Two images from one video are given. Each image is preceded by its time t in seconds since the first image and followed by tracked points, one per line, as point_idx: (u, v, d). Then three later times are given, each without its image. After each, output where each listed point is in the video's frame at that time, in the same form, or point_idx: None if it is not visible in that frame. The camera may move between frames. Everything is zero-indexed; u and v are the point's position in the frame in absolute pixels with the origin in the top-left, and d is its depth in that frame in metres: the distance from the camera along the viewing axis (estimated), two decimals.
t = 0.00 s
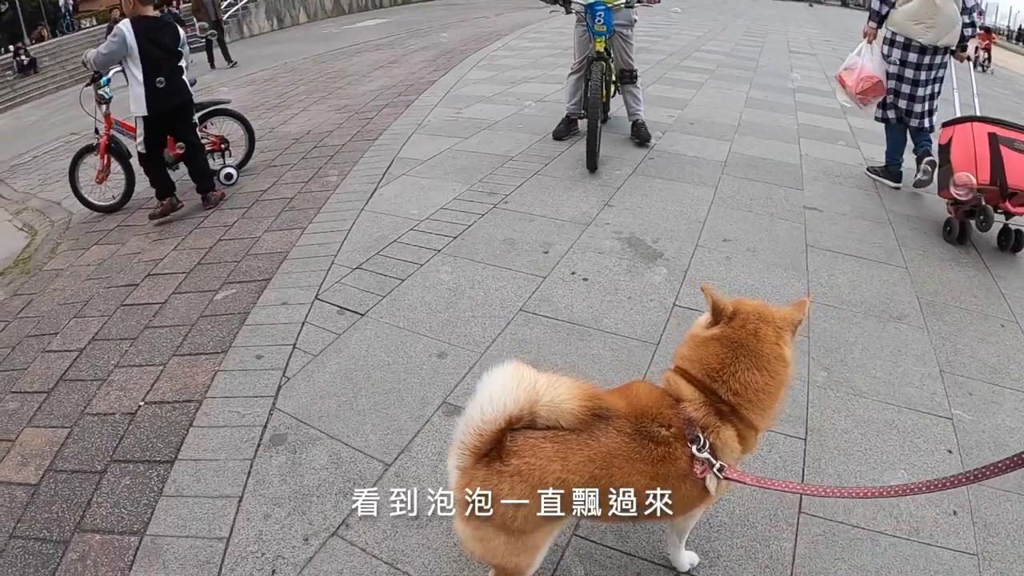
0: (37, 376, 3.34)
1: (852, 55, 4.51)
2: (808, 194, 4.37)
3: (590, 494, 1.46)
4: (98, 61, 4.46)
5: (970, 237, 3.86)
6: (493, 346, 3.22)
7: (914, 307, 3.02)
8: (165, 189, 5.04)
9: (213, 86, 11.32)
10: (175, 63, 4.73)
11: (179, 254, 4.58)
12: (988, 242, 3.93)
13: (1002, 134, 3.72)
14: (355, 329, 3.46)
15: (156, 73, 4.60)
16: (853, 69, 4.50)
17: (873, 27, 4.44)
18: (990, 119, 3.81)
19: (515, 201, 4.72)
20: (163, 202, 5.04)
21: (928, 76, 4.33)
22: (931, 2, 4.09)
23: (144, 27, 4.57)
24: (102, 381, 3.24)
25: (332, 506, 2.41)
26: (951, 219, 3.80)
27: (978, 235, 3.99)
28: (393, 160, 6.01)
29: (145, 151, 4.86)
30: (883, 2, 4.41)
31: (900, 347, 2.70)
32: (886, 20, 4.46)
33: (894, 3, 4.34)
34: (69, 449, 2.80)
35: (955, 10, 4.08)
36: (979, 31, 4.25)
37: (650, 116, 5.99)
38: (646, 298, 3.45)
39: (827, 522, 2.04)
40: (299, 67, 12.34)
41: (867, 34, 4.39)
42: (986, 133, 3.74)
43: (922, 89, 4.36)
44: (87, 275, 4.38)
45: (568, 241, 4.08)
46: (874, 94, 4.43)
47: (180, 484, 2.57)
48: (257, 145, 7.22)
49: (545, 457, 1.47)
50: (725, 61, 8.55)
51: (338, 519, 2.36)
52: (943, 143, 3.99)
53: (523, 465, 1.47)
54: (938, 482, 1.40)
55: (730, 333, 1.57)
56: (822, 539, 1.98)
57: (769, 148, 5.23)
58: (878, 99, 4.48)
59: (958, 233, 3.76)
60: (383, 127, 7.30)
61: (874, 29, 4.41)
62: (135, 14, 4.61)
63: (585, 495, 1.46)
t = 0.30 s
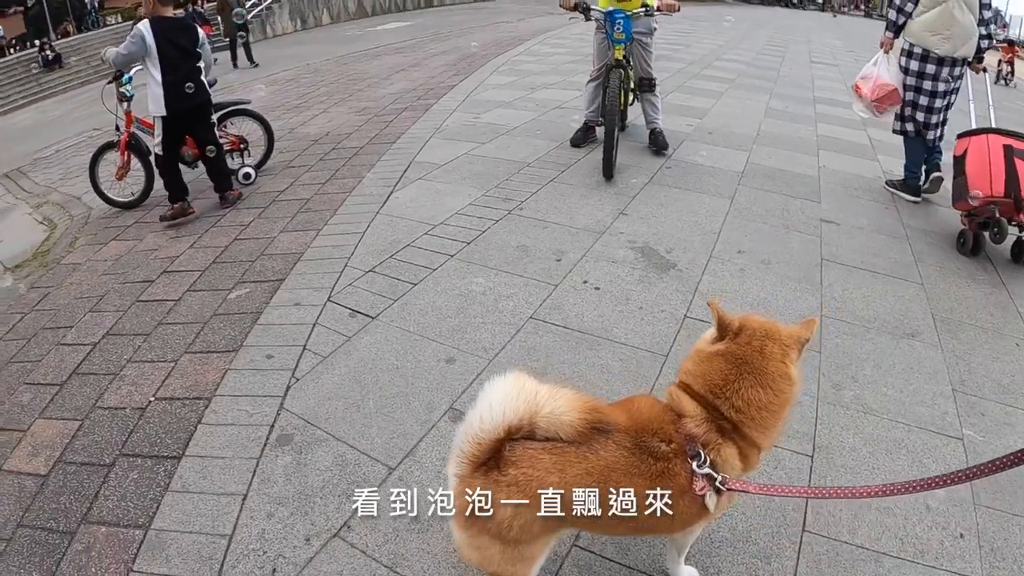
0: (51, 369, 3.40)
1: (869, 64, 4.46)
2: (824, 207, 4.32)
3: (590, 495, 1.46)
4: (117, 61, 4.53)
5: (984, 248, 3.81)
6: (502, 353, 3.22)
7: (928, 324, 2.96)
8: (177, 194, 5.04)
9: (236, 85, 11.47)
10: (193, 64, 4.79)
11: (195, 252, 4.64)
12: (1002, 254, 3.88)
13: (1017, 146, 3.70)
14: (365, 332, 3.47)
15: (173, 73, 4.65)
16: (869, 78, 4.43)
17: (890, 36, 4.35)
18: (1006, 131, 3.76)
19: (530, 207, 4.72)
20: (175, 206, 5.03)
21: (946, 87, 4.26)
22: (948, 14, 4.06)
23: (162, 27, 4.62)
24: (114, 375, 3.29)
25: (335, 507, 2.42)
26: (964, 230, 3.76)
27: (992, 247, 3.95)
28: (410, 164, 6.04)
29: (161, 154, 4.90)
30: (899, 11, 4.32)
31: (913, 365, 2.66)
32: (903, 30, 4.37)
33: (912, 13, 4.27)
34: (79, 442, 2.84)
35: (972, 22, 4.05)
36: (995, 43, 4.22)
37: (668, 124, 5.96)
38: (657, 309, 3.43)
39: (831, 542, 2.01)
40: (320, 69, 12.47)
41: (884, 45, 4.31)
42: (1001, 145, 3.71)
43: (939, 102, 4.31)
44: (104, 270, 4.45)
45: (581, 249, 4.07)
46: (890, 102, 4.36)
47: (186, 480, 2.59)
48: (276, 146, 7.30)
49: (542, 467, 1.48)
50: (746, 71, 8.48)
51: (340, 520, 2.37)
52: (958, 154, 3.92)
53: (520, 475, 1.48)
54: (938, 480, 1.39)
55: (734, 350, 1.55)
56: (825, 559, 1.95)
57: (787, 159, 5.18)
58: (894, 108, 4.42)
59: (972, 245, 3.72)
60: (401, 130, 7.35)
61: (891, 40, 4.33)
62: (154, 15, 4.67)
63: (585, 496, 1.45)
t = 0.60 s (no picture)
0: (66, 361, 3.45)
1: (885, 75, 4.37)
2: (842, 220, 4.26)
3: (590, 501, 1.44)
4: (136, 61, 4.59)
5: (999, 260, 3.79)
6: (512, 360, 3.21)
7: (942, 342, 2.91)
8: (190, 199, 5.05)
9: (260, 86, 11.62)
10: (211, 65, 4.83)
11: (211, 251, 4.70)
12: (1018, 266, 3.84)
13: None
14: (376, 335, 3.49)
15: (191, 73, 4.69)
16: (885, 88, 4.35)
17: (907, 48, 4.31)
18: None
19: (545, 214, 4.72)
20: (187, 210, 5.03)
21: (966, 99, 4.22)
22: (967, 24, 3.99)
23: (181, 28, 4.68)
24: (127, 370, 3.33)
25: (339, 508, 2.43)
26: (979, 243, 3.73)
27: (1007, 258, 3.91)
28: (427, 168, 6.07)
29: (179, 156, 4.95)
30: (916, 22, 4.27)
31: (927, 383, 2.60)
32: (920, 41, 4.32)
33: (929, 24, 4.21)
34: (90, 434, 2.87)
35: (990, 33, 4.00)
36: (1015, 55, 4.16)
37: (687, 134, 5.92)
38: (669, 320, 3.40)
39: (836, 561, 1.97)
40: (342, 71, 12.59)
41: (901, 56, 4.27)
42: (1017, 159, 3.62)
43: (958, 114, 4.25)
44: (122, 266, 4.52)
45: (595, 258, 4.06)
46: (907, 111, 4.29)
47: (193, 476, 2.61)
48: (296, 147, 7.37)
49: (542, 477, 1.47)
50: (767, 81, 8.42)
51: (343, 522, 2.37)
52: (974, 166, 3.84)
53: (520, 485, 1.48)
54: (933, 479, 1.38)
55: (741, 365, 1.54)
56: None
57: (805, 171, 5.12)
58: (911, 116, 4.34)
59: (987, 258, 3.70)
60: (420, 135, 7.38)
61: (908, 50, 4.29)
62: (174, 16, 4.73)
63: (585, 501, 1.44)
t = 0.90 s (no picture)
0: (82, 352, 3.51)
1: (903, 86, 4.37)
2: (862, 233, 4.20)
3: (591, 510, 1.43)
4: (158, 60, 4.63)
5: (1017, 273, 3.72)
6: (523, 365, 3.20)
7: (960, 360, 2.84)
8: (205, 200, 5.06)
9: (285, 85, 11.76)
10: (231, 63, 4.87)
11: (229, 247, 4.75)
12: None
13: None
14: (389, 336, 3.49)
15: (212, 73, 4.74)
16: (902, 98, 4.35)
17: (926, 59, 4.24)
18: None
19: (563, 220, 4.70)
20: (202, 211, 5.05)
21: (988, 112, 4.14)
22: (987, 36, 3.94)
23: (202, 27, 4.72)
24: (142, 362, 3.37)
25: (344, 507, 2.43)
26: (996, 255, 3.68)
27: None
28: (447, 171, 6.09)
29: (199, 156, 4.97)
30: (936, 33, 4.20)
31: (942, 402, 2.54)
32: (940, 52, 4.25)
33: (949, 35, 4.14)
34: (102, 425, 2.91)
35: (1008, 44, 3.94)
36: None
37: (708, 143, 5.88)
38: (683, 330, 3.37)
39: None
40: (366, 72, 12.71)
41: (920, 67, 4.22)
42: None
43: (981, 126, 4.17)
44: (141, 259, 4.59)
45: (611, 265, 4.03)
46: (925, 121, 4.26)
47: (202, 469, 2.63)
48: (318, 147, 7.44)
49: (544, 485, 1.47)
50: (791, 91, 8.34)
51: (347, 521, 2.37)
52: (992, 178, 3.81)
53: (521, 491, 1.47)
54: (932, 484, 1.36)
55: (749, 379, 1.52)
56: None
57: (826, 183, 5.05)
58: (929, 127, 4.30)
59: (1002, 270, 3.66)
60: (441, 137, 7.42)
61: (927, 62, 4.23)
62: (195, 15, 4.78)
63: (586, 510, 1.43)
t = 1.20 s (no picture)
0: (98, 341, 3.56)
1: (921, 97, 4.39)
2: (882, 247, 4.12)
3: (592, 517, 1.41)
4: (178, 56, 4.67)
5: None
6: (534, 370, 3.19)
7: (977, 378, 2.77)
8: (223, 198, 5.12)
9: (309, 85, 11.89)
10: (249, 62, 4.94)
11: (246, 243, 4.80)
12: None
13: None
14: (401, 336, 3.50)
15: (231, 72, 4.82)
16: (920, 111, 4.38)
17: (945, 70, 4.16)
18: None
19: (580, 226, 4.69)
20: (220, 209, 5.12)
21: (1009, 125, 4.05)
22: (1008, 49, 3.86)
23: (222, 25, 4.79)
24: (155, 354, 3.41)
25: (347, 505, 2.43)
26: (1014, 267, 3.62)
27: None
28: (466, 174, 6.10)
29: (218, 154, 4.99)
30: (956, 44, 4.12)
31: (958, 420, 2.47)
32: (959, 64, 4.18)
33: (969, 47, 4.07)
34: (114, 414, 2.95)
35: None
36: None
37: (728, 152, 5.83)
38: (696, 339, 3.34)
39: None
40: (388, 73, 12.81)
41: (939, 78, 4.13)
42: None
43: (1001, 139, 4.08)
44: (159, 253, 4.65)
45: (626, 273, 4.01)
46: (942, 133, 4.30)
47: (209, 461, 2.65)
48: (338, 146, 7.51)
49: (545, 491, 1.45)
50: (815, 102, 8.25)
51: (351, 519, 2.37)
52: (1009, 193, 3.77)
53: (523, 496, 1.46)
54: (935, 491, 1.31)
55: (757, 391, 1.50)
56: None
57: (846, 195, 4.98)
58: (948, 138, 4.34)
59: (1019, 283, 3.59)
60: (461, 140, 7.44)
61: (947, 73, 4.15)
62: (215, 13, 4.86)
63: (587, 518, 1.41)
